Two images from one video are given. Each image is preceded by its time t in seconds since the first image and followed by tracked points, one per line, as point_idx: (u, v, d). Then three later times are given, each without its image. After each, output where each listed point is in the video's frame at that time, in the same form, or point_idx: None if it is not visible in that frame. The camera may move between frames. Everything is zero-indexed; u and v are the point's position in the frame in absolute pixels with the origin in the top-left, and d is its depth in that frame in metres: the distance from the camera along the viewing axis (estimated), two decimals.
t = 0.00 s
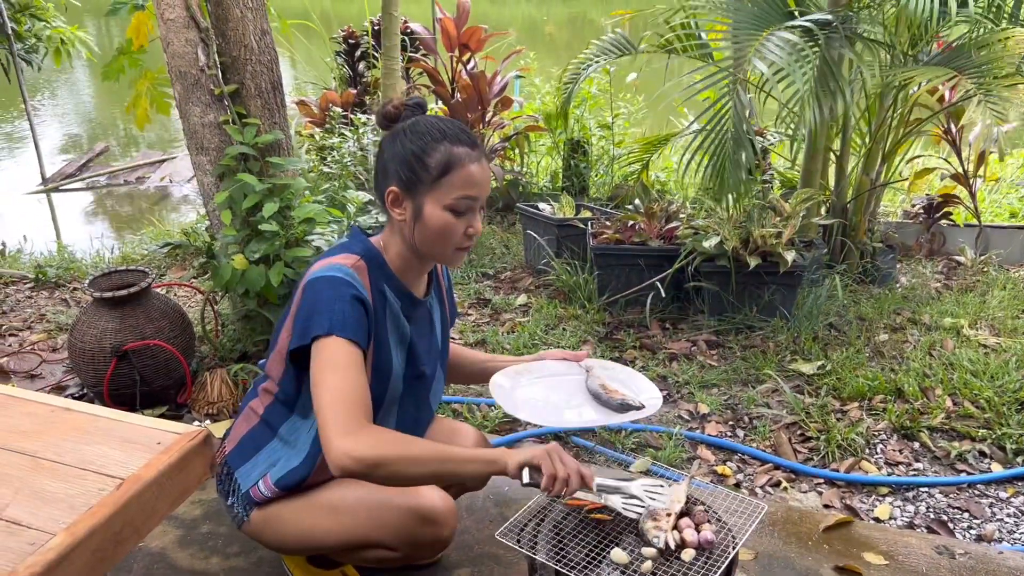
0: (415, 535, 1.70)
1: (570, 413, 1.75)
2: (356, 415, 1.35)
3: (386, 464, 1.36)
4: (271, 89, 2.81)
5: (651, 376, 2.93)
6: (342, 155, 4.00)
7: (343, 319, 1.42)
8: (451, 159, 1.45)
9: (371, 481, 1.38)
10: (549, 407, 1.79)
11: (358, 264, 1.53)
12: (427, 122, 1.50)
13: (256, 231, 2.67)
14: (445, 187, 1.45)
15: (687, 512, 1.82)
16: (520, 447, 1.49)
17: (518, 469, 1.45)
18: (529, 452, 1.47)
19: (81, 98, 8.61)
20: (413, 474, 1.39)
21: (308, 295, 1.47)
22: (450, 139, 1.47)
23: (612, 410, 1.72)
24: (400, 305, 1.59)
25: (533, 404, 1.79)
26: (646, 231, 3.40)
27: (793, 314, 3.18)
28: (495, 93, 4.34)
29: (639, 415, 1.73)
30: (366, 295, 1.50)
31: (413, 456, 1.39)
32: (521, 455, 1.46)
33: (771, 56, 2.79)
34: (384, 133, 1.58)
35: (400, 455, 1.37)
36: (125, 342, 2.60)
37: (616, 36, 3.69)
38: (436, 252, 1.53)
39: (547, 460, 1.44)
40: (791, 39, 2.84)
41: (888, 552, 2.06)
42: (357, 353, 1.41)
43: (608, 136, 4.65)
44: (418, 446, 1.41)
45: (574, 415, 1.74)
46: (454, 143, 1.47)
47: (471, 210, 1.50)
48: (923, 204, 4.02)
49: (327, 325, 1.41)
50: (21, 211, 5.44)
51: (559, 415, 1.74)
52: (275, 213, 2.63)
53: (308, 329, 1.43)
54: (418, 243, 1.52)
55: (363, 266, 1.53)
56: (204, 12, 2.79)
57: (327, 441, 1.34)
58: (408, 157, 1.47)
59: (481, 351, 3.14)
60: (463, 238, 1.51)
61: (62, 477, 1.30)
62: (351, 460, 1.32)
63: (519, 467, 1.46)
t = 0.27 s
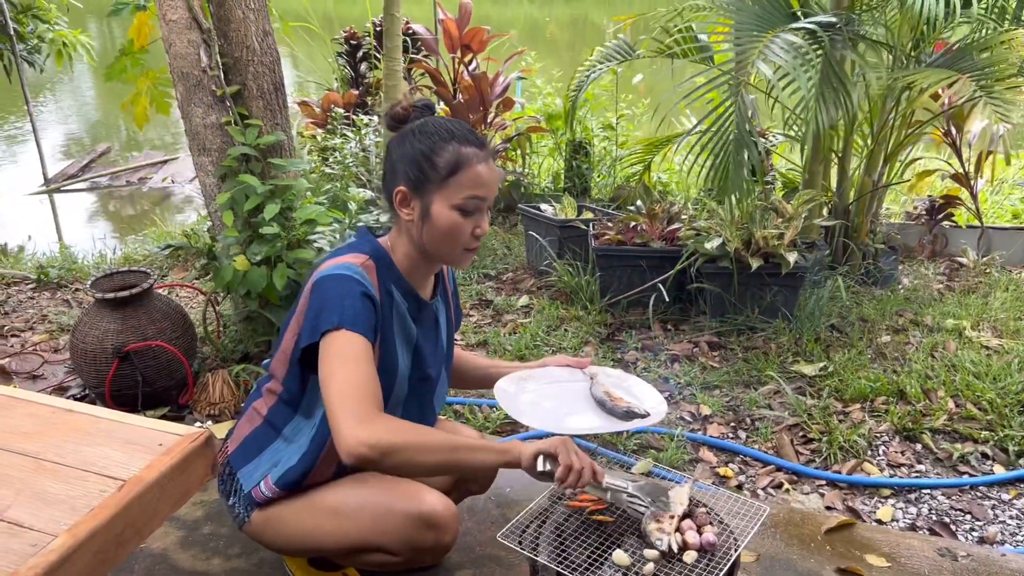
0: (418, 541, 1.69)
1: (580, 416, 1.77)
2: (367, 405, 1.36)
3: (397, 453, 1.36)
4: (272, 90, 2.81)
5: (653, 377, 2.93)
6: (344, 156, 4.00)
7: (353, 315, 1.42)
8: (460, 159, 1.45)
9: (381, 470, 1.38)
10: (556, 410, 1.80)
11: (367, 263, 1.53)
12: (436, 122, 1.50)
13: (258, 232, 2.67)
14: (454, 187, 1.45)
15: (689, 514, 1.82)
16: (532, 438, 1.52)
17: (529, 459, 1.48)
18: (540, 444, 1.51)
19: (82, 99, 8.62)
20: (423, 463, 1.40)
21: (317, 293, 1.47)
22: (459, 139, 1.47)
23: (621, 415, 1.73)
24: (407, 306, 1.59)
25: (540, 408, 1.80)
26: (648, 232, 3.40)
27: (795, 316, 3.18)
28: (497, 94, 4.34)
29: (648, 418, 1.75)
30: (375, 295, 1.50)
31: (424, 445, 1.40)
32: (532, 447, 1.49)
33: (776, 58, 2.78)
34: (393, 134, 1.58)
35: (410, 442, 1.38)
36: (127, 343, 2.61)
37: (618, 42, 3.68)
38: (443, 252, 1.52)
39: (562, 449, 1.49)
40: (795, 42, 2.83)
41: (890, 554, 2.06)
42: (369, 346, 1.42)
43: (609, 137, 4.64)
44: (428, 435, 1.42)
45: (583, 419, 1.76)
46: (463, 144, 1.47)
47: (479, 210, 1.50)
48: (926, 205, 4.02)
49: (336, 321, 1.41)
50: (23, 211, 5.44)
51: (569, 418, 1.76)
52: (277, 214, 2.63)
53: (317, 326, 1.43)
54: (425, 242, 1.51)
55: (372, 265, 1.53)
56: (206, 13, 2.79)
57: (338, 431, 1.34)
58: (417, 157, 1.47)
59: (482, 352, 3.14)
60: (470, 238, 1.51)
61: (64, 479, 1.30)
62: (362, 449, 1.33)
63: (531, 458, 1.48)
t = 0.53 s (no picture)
0: (421, 543, 1.69)
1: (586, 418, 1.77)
2: (373, 401, 1.36)
3: (404, 448, 1.36)
4: (275, 90, 2.81)
5: (656, 377, 2.92)
6: (346, 155, 3.99)
7: (359, 313, 1.41)
8: (465, 157, 1.45)
9: (387, 467, 1.38)
10: (562, 412, 1.80)
11: (372, 262, 1.53)
12: (440, 121, 1.50)
13: (260, 232, 2.67)
14: (459, 186, 1.45)
15: (693, 514, 1.81)
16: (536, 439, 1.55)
17: (532, 458, 1.49)
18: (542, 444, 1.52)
19: (85, 99, 8.63)
20: (429, 459, 1.40)
21: (323, 291, 1.47)
22: (463, 138, 1.47)
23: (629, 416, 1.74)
24: (412, 306, 1.59)
25: (545, 410, 1.80)
26: (651, 232, 3.40)
27: (798, 316, 3.17)
28: (499, 94, 4.34)
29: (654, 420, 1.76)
30: (381, 294, 1.50)
31: (431, 441, 1.40)
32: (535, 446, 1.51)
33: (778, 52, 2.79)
34: (398, 133, 1.58)
35: (418, 438, 1.38)
36: (130, 342, 2.61)
37: (623, 37, 3.69)
38: (448, 251, 1.52)
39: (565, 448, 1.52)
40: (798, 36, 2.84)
41: (894, 554, 2.05)
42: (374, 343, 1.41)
43: (612, 137, 4.64)
44: (433, 432, 1.42)
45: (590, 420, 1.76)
46: (468, 143, 1.47)
47: (483, 209, 1.50)
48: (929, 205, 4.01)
49: (343, 317, 1.40)
50: (25, 211, 5.44)
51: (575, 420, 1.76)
52: (280, 213, 2.63)
53: (323, 323, 1.42)
54: (430, 241, 1.51)
55: (378, 265, 1.53)
56: (209, 12, 2.79)
57: (344, 427, 1.33)
58: (421, 155, 1.47)
59: (485, 352, 3.14)
60: (475, 237, 1.51)
61: (68, 478, 1.30)
62: (370, 444, 1.32)
63: (534, 456, 1.50)
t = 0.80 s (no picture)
0: (425, 542, 1.69)
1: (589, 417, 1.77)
2: (383, 387, 1.36)
3: (416, 434, 1.36)
4: (279, 89, 2.81)
5: (659, 376, 2.92)
6: (350, 154, 3.99)
7: (365, 306, 1.41)
8: (466, 155, 1.45)
9: (399, 454, 1.37)
10: (564, 410, 1.80)
11: (375, 259, 1.52)
12: (441, 119, 1.50)
13: (264, 231, 2.67)
14: (459, 184, 1.45)
15: (697, 514, 1.81)
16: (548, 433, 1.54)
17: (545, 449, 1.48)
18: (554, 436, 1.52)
19: (88, 98, 8.65)
20: (442, 446, 1.39)
21: (327, 288, 1.47)
22: (464, 136, 1.47)
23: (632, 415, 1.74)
24: (414, 304, 1.59)
25: (548, 408, 1.80)
26: (654, 231, 3.40)
27: (802, 315, 3.17)
28: (502, 93, 4.34)
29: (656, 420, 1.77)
30: (384, 292, 1.50)
31: (444, 427, 1.40)
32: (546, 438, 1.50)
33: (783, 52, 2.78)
34: (399, 132, 1.57)
35: (431, 423, 1.38)
36: (134, 341, 2.61)
37: (624, 38, 3.68)
38: (449, 249, 1.52)
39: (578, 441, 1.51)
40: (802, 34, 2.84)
41: (898, 554, 2.05)
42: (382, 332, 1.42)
43: (615, 136, 4.63)
44: (445, 420, 1.41)
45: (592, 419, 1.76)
46: (469, 141, 1.46)
47: (484, 208, 1.49)
48: (932, 205, 4.01)
49: (348, 311, 1.40)
50: (29, 210, 5.45)
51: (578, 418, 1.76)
52: (283, 212, 2.63)
53: (328, 318, 1.42)
54: (432, 240, 1.51)
55: (380, 262, 1.53)
56: (213, 11, 2.79)
57: (356, 413, 1.33)
58: (422, 154, 1.47)
59: (488, 351, 3.14)
60: (476, 236, 1.51)
61: (73, 476, 1.30)
62: (381, 429, 1.32)
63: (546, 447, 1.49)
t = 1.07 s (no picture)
0: (428, 540, 1.69)
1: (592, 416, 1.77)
2: (386, 377, 1.36)
3: (419, 423, 1.36)
4: (283, 87, 2.81)
5: (663, 375, 2.92)
6: (353, 153, 3.99)
7: (368, 303, 1.41)
8: (468, 153, 1.45)
9: (401, 444, 1.37)
10: (566, 409, 1.80)
11: (377, 257, 1.52)
12: (443, 117, 1.50)
13: (268, 229, 2.67)
14: (461, 182, 1.45)
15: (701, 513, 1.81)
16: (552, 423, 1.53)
17: (549, 440, 1.48)
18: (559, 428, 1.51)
19: (92, 96, 8.65)
20: (445, 436, 1.39)
21: (330, 285, 1.47)
22: (466, 133, 1.46)
23: (635, 414, 1.74)
24: (417, 302, 1.59)
25: (550, 408, 1.80)
26: (657, 229, 3.39)
27: (806, 315, 3.15)
28: (505, 92, 4.34)
29: (658, 418, 1.77)
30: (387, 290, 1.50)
31: (446, 417, 1.39)
32: (550, 429, 1.50)
33: (792, 56, 2.72)
34: (401, 130, 1.57)
35: (432, 413, 1.38)
36: (137, 339, 2.61)
37: (628, 38, 3.67)
38: (452, 247, 1.52)
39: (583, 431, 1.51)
40: (809, 36, 2.80)
41: (901, 553, 2.04)
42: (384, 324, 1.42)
43: (619, 134, 4.62)
44: (448, 410, 1.41)
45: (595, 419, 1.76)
46: (471, 139, 1.46)
47: (487, 205, 1.49)
48: (936, 204, 4.00)
49: (350, 306, 1.40)
50: (33, 208, 5.46)
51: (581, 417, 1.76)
52: (286, 211, 2.63)
53: (331, 313, 1.42)
54: (434, 237, 1.51)
55: (382, 260, 1.53)
56: (216, 9, 2.79)
57: (358, 403, 1.33)
58: (424, 152, 1.47)
59: (491, 350, 3.14)
60: (478, 234, 1.51)
61: (77, 474, 1.30)
62: (383, 417, 1.32)
63: (550, 438, 1.48)
